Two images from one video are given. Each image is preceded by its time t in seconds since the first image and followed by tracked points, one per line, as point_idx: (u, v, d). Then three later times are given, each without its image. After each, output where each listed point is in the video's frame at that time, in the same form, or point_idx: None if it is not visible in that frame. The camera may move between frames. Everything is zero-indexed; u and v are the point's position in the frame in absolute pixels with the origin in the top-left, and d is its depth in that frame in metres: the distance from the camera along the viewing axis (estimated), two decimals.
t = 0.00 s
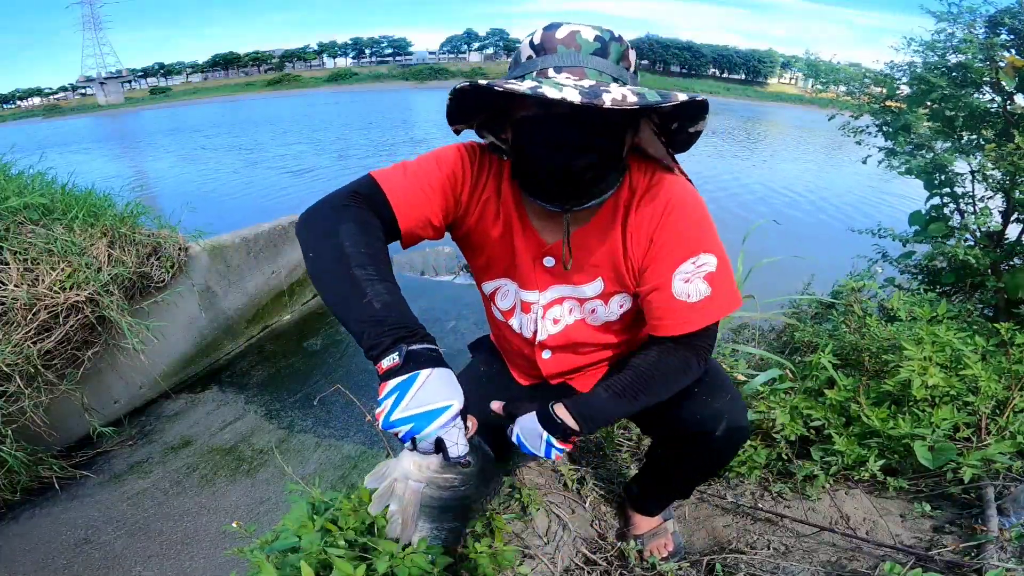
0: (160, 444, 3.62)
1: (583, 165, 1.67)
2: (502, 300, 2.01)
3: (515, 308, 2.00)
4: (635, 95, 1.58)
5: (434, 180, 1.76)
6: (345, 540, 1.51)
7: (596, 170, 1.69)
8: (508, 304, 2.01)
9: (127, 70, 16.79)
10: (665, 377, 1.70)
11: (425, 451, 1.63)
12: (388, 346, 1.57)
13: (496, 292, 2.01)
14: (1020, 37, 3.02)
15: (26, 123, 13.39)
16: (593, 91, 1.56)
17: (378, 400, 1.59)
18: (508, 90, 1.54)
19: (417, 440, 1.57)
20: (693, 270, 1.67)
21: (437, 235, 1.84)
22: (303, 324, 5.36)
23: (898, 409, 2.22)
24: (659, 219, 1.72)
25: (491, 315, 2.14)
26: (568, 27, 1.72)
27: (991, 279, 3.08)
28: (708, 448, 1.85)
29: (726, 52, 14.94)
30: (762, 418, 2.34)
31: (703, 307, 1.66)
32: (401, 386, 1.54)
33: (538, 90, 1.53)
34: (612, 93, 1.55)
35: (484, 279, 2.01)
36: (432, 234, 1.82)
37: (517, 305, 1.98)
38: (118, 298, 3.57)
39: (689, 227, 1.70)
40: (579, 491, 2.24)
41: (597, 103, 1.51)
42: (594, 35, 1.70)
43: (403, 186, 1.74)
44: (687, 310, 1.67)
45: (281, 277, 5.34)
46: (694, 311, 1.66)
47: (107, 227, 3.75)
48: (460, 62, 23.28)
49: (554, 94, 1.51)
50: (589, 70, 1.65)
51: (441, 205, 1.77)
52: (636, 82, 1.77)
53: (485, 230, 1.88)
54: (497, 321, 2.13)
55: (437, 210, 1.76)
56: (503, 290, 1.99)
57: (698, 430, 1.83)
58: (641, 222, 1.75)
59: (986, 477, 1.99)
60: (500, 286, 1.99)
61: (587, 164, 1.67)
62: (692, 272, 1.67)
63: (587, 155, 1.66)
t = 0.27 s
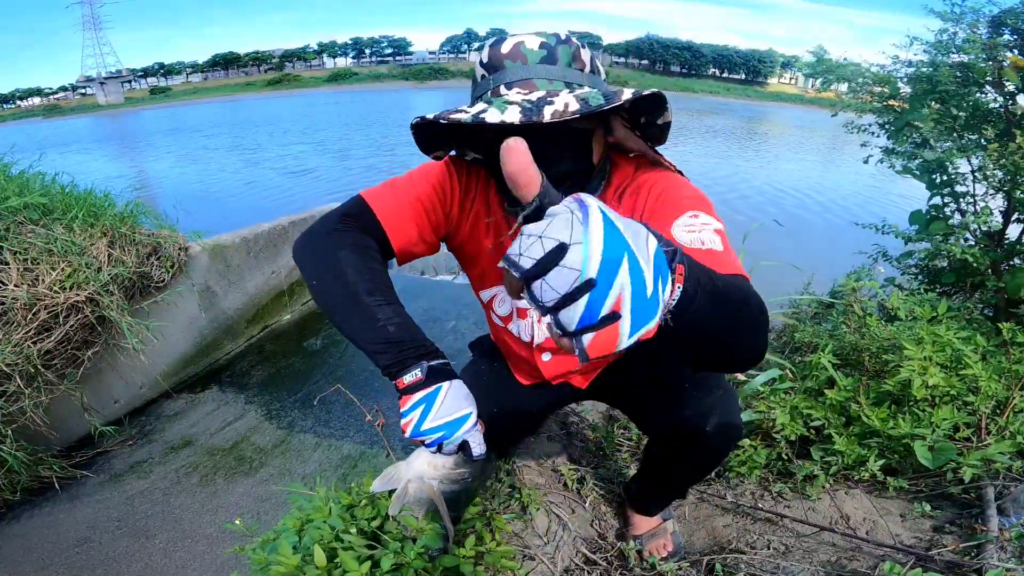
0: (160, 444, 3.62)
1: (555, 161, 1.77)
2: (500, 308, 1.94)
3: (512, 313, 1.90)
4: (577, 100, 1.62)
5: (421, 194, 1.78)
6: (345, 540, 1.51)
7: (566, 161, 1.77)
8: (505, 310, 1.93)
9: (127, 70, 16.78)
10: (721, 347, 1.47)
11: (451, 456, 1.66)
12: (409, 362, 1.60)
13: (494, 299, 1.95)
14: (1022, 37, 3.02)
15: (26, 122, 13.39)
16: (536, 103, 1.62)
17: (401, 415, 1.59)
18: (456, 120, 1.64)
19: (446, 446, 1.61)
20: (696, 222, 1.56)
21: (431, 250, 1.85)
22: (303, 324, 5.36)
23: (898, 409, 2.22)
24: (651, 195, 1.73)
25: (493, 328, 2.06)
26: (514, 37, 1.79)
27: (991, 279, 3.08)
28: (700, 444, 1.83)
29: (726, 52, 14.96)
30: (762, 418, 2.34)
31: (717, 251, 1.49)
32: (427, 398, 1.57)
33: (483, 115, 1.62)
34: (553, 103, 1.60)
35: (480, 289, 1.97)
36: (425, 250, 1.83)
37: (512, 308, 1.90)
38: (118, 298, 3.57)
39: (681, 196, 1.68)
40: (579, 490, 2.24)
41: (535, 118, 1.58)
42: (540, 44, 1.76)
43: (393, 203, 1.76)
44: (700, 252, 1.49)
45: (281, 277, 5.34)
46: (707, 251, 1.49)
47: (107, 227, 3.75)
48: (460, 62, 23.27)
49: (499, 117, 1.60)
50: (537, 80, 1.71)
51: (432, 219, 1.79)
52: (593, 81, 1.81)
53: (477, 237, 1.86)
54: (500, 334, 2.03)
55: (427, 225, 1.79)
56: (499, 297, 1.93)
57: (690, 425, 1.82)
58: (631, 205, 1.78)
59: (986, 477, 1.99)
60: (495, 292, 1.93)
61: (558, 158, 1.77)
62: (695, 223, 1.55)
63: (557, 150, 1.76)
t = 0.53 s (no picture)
0: (160, 444, 3.62)
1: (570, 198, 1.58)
2: (488, 310, 1.97)
3: (499, 317, 1.96)
4: (647, 144, 1.55)
5: (405, 203, 1.76)
6: (345, 539, 1.50)
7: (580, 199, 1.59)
8: (494, 313, 1.96)
9: (127, 70, 16.79)
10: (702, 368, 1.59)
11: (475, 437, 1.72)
12: (422, 354, 1.67)
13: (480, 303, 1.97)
14: None
15: (26, 123, 13.39)
16: (616, 150, 1.50)
17: (423, 405, 1.65)
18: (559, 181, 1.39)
19: (471, 429, 1.66)
20: (693, 257, 1.60)
21: (420, 255, 1.85)
22: (303, 324, 5.36)
23: (898, 409, 2.22)
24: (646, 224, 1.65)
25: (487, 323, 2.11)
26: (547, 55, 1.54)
27: (991, 279, 3.08)
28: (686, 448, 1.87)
29: (726, 51, 15.01)
30: (762, 417, 2.34)
31: (711, 290, 1.60)
32: (447, 384, 1.63)
33: (580, 171, 1.42)
34: (636, 150, 1.51)
35: (468, 291, 1.97)
36: (414, 255, 1.83)
37: (503, 315, 1.93)
38: (118, 298, 3.56)
39: (676, 227, 1.63)
40: (579, 490, 2.24)
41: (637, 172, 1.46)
42: (582, 66, 1.53)
43: (378, 213, 1.77)
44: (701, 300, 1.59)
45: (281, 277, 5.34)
46: (706, 297, 1.59)
47: (107, 227, 3.75)
48: (460, 62, 23.26)
49: (605, 178, 1.42)
50: (588, 114, 1.56)
51: (416, 225, 1.77)
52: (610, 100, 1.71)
53: (464, 243, 1.83)
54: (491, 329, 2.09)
55: (413, 232, 1.77)
56: (487, 300, 1.94)
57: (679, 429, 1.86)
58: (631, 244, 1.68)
59: (986, 476, 1.99)
60: (483, 297, 1.94)
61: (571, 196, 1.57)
62: (691, 259, 1.60)
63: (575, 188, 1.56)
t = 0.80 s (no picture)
0: (160, 444, 3.62)
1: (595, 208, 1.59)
2: (491, 315, 1.92)
3: (505, 319, 1.90)
4: (667, 145, 1.62)
5: (399, 210, 1.67)
6: (345, 539, 1.50)
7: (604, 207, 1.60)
8: (497, 318, 1.91)
9: (127, 70, 16.80)
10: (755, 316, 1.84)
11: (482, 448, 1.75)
12: (429, 366, 1.66)
13: (484, 308, 1.91)
14: None
15: (26, 123, 13.40)
16: (645, 155, 1.54)
17: (432, 418, 1.65)
18: (610, 197, 1.40)
19: (481, 438, 1.69)
20: (716, 234, 1.76)
21: (416, 265, 1.73)
22: (303, 324, 5.36)
23: (898, 409, 2.22)
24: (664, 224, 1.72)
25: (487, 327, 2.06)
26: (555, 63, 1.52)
27: (991, 279, 3.08)
28: (684, 452, 1.86)
29: (726, 51, 14.66)
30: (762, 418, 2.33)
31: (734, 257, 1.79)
32: (455, 396, 1.65)
33: (625, 182, 1.44)
34: (661, 153, 1.57)
35: (469, 296, 1.91)
36: (409, 265, 1.72)
37: (509, 320, 1.89)
38: (118, 298, 3.56)
39: (694, 218, 1.72)
40: (579, 490, 2.24)
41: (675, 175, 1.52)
42: (594, 72, 1.53)
43: (371, 223, 1.67)
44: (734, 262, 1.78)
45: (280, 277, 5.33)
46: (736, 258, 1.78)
47: (107, 227, 3.75)
48: (460, 62, 23.26)
49: (649, 187, 1.45)
50: (606, 121, 1.58)
51: (411, 233, 1.67)
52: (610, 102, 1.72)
53: (468, 250, 1.77)
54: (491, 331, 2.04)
55: (407, 239, 1.67)
56: (491, 304, 1.89)
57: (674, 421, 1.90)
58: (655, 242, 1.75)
59: (986, 477, 1.99)
60: (487, 301, 1.88)
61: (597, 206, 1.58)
62: (716, 234, 1.75)
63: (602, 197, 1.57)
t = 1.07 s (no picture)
0: (160, 444, 3.62)
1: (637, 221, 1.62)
2: (515, 317, 1.90)
3: (532, 320, 1.88)
4: (723, 155, 1.67)
5: (418, 210, 1.58)
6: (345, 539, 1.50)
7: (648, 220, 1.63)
8: (521, 319, 1.89)
9: (127, 70, 16.81)
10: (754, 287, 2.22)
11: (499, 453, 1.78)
12: (447, 369, 1.64)
13: (507, 312, 1.89)
14: None
15: (27, 123, 13.40)
16: (703, 162, 1.58)
17: (451, 423, 1.65)
18: (682, 207, 1.40)
19: (499, 442, 1.71)
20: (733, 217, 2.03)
21: (430, 268, 1.65)
22: (303, 324, 5.36)
23: (898, 410, 2.22)
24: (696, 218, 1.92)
25: (499, 329, 2.01)
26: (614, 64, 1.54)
27: (991, 279, 3.08)
28: (690, 457, 1.87)
29: (726, 52, 14.68)
30: (762, 417, 2.32)
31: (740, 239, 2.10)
32: (474, 400, 1.65)
33: (693, 192, 1.45)
34: (718, 162, 1.61)
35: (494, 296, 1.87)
36: (421, 268, 1.62)
37: (536, 322, 1.87)
38: (118, 298, 3.56)
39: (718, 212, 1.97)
40: (579, 490, 2.24)
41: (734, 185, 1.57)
42: (658, 78, 1.55)
43: (387, 220, 1.57)
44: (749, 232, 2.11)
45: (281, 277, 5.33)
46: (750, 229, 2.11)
47: (107, 227, 3.75)
48: (460, 62, 23.28)
49: (713, 197, 1.47)
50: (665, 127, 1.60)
51: (431, 234, 1.59)
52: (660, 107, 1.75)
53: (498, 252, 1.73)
54: (505, 332, 2.00)
55: (424, 241, 1.58)
56: (516, 306, 1.87)
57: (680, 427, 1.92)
58: (689, 237, 1.95)
59: (986, 477, 1.99)
60: (513, 302, 1.86)
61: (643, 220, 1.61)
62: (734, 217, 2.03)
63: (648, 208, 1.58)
